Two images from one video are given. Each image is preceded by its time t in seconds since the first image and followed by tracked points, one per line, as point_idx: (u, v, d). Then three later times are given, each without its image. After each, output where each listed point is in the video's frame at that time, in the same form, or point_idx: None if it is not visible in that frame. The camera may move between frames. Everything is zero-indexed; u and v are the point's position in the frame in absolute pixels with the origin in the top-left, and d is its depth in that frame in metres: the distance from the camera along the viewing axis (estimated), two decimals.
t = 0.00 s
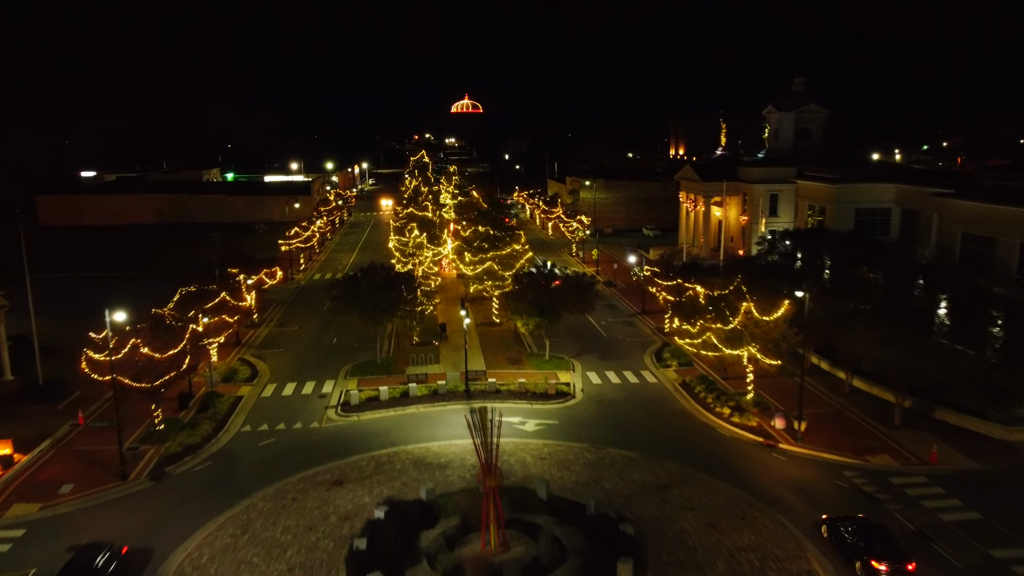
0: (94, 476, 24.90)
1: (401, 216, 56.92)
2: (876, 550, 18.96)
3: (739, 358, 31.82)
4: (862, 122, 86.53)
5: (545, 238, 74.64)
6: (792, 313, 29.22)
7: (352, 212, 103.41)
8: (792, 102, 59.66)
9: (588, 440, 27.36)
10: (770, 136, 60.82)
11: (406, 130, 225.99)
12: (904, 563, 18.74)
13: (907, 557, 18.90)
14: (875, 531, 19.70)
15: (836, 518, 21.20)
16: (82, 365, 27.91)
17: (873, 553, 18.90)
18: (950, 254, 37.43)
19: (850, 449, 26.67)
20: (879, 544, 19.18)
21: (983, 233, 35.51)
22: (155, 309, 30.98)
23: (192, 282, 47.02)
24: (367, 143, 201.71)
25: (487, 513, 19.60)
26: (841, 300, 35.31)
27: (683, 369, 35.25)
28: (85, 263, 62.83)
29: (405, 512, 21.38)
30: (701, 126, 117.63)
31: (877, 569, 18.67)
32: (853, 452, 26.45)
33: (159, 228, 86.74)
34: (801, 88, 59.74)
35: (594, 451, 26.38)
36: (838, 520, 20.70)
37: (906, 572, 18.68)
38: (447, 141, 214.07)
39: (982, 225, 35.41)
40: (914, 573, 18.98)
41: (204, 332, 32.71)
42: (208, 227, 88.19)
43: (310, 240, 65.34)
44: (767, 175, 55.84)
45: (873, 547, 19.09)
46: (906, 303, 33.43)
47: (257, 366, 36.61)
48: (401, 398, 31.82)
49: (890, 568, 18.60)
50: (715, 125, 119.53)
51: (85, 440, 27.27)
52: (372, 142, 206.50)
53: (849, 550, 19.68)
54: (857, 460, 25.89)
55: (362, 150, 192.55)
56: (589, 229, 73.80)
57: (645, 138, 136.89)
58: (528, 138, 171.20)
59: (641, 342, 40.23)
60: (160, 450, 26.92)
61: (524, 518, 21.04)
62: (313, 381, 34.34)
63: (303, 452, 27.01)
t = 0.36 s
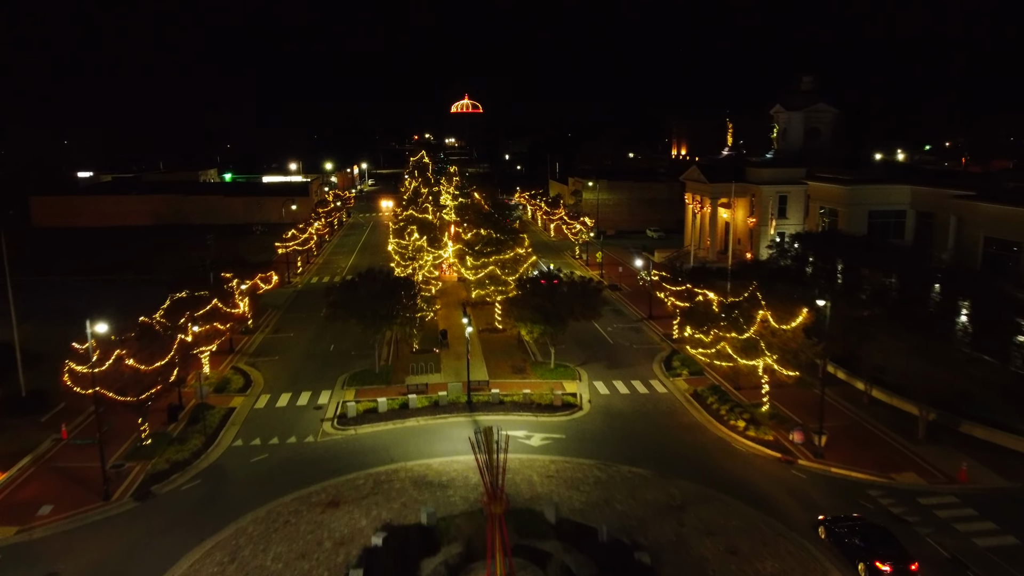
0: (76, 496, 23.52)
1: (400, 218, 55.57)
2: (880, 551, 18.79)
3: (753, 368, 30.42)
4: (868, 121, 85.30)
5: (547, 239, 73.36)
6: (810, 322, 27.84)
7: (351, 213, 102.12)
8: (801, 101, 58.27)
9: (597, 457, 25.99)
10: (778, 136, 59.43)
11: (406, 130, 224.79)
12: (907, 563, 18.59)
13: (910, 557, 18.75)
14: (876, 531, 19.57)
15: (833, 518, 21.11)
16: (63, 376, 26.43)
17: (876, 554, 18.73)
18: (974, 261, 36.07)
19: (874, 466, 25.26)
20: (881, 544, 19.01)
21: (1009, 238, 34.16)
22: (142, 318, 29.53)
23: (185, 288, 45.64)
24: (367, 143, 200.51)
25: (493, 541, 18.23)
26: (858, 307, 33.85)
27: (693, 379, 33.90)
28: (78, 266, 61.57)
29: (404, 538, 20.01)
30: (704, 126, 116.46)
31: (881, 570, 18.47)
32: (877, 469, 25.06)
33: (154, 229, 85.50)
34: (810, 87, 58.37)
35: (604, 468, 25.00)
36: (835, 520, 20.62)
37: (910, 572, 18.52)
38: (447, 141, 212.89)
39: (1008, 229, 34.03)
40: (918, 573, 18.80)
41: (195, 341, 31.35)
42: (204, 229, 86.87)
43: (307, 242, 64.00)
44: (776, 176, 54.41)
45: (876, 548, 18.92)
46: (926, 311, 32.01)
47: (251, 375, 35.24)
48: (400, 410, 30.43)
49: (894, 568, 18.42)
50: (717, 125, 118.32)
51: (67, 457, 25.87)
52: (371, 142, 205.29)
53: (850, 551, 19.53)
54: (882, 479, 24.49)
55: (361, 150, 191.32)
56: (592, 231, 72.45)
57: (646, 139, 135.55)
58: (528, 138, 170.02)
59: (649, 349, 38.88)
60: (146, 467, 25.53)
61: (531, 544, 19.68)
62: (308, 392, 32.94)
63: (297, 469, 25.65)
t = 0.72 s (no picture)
0: (54, 519, 22.13)
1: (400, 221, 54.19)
2: (878, 551, 18.80)
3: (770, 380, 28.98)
4: (873, 120, 83.89)
5: (550, 241, 72.04)
6: (831, 332, 26.43)
7: (350, 215, 100.76)
8: (810, 100, 56.89)
9: (607, 475, 24.61)
10: (785, 136, 58.03)
11: (406, 130, 223.37)
12: (906, 562, 18.60)
13: (909, 555, 18.78)
14: (874, 531, 19.54)
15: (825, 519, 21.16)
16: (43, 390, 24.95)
17: (876, 554, 18.73)
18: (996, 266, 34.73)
19: (901, 485, 23.87)
20: (879, 544, 19.04)
21: None
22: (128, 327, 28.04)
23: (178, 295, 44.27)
24: (367, 143, 199.11)
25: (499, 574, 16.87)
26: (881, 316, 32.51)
27: (705, 389, 32.50)
28: (70, 269, 60.23)
29: (403, 568, 18.67)
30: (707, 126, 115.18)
31: (881, 570, 18.47)
32: (904, 488, 23.69)
33: (150, 230, 84.15)
34: (819, 86, 56.99)
35: (615, 488, 23.62)
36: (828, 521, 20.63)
37: (910, 571, 18.52)
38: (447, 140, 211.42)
39: None
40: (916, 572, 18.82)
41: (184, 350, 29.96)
42: (201, 230, 85.49)
43: (305, 245, 62.64)
44: (786, 177, 53.02)
45: (874, 548, 18.93)
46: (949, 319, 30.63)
47: (244, 384, 33.83)
48: (399, 423, 29.02)
49: (894, 568, 18.44)
50: (720, 125, 116.99)
51: (48, 475, 24.47)
52: (371, 142, 203.87)
53: (849, 553, 19.46)
54: (910, 499, 23.11)
55: (361, 150, 189.93)
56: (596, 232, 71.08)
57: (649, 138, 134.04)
58: (528, 138, 168.62)
59: (658, 357, 37.50)
60: (131, 486, 24.16)
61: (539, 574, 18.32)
62: (303, 403, 31.53)
63: (290, 488, 24.26)
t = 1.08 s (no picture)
0: (30, 545, 20.73)
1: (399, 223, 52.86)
2: (873, 553, 18.75)
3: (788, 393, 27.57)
4: (880, 120, 82.61)
5: (552, 243, 70.73)
6: (854, 343, 25.03)
7: (349, 216, 99.39)
8: (819, 100, 55.52)
9: (618, 496, 23.25)
10: (795, 136, 56.68)
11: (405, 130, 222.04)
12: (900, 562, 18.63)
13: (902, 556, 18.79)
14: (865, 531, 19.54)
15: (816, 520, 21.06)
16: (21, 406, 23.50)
17: (870, 555, 18.69)
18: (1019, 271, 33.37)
19: (930, 506, 22.52)
20: (873, 545, 18.99)
21: None
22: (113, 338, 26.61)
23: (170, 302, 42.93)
24: (366, 143, 197.75)
25: None
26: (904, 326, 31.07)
27: (717, 401, 31.16)
28: (61, 273, 58.89)
29: None
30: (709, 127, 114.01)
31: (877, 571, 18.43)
32: (934, 510, 22.33)
33: (146, 232, 82.82)
34: (829, 85, 55.61)
35: (627, 511, 22.26)
36: (818, 521, 20.54)
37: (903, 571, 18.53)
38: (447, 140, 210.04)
39: None
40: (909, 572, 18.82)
41: (172, 361, 28.58)
42: (197, 232, 84.13)
43: (302, 247, 61.29)
44: (795, 178, 51.67)
45: (869, 548, 18.88)
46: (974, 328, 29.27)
47: (237, 395, 32.44)
48: (399, 438, 27.65)
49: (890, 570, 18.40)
50: (723, 125, 115.68)
51: (25, 497, 23.06)
52: (370, 143, 202.46)
53: (842, 553, 19.41)
54: (941, 522, 21.76)
55: (360, 150, 188.55)
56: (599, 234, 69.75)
57: (651, 138, 132.57)
58: (528, 138, 167.36)
59: (666, 365, 36.15)
60: (114, 508, 22.76)
61: None
62: (298, 416, 30.14)
63: (282, 510, 22.86)
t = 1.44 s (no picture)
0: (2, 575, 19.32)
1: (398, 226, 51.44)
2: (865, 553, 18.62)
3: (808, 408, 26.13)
4: (887, 120, 81.22)
5: (555, 246, 69.39)
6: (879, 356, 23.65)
7: (347, 217, 98.02)
8: (829, 99, 54.14)
9: (630, 520, 21.91)
10: (804, 136, 55.29)
11: (404, 130, 220.48)
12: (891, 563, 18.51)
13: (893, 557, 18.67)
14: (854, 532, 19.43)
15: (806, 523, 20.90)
16: None
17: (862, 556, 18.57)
18: None
19: (963, 532, 21.15)
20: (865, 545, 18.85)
21: None
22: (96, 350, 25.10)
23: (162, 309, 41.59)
24: (365, 144, 196.31)
25: None
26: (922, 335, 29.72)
27: (731, 414, 29.82)
28: (52, 277, 57.59)
29: None
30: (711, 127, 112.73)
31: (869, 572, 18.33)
32: (968, 535, 20.96)
33: (140, 234, 81.48)
34: (839, 83, 54.24)
35: (640, 536, 20.93)
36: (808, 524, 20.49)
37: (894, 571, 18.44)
38: (447, 140, 208.52)
39: None
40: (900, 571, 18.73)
41: (159, 373, 27.21)
42: (192, 234, 82.82)
43: (299, 250, 59.98)
44: (805, 180, 50.31)
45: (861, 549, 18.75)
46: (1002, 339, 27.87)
47: (229, 407, 31.09)
48: (398, 454, 26.27)
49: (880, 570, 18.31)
50: (726, 125, 114.26)
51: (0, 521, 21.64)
52: (369, 143, 200.99)
53: (832, 555, 19.36)
54: (975, 548, 20.40)
55: (359, 151, 187.10)
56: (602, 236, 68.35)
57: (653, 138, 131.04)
58: (528, 138, 166.12)
59: (676, 374, 34.80)
60: (94, 532, 21.37)
61: None
62: (292, 430, 28.75)
63: (274, 534, 21.47)
